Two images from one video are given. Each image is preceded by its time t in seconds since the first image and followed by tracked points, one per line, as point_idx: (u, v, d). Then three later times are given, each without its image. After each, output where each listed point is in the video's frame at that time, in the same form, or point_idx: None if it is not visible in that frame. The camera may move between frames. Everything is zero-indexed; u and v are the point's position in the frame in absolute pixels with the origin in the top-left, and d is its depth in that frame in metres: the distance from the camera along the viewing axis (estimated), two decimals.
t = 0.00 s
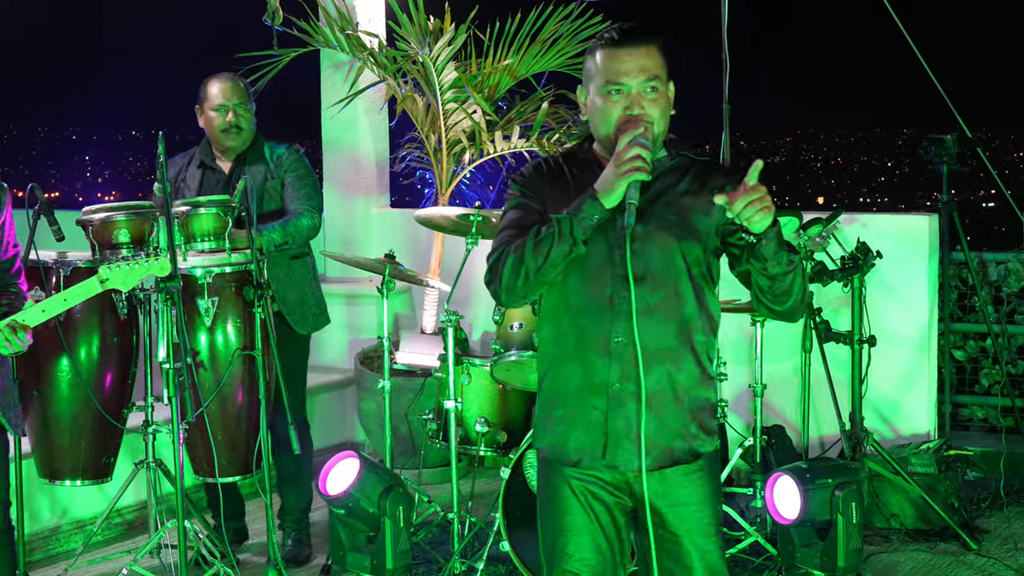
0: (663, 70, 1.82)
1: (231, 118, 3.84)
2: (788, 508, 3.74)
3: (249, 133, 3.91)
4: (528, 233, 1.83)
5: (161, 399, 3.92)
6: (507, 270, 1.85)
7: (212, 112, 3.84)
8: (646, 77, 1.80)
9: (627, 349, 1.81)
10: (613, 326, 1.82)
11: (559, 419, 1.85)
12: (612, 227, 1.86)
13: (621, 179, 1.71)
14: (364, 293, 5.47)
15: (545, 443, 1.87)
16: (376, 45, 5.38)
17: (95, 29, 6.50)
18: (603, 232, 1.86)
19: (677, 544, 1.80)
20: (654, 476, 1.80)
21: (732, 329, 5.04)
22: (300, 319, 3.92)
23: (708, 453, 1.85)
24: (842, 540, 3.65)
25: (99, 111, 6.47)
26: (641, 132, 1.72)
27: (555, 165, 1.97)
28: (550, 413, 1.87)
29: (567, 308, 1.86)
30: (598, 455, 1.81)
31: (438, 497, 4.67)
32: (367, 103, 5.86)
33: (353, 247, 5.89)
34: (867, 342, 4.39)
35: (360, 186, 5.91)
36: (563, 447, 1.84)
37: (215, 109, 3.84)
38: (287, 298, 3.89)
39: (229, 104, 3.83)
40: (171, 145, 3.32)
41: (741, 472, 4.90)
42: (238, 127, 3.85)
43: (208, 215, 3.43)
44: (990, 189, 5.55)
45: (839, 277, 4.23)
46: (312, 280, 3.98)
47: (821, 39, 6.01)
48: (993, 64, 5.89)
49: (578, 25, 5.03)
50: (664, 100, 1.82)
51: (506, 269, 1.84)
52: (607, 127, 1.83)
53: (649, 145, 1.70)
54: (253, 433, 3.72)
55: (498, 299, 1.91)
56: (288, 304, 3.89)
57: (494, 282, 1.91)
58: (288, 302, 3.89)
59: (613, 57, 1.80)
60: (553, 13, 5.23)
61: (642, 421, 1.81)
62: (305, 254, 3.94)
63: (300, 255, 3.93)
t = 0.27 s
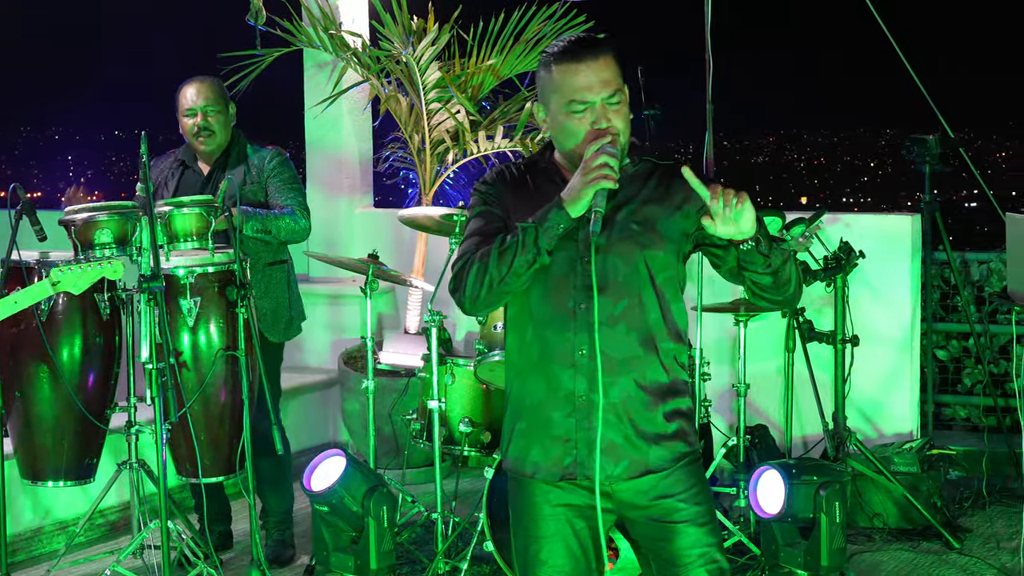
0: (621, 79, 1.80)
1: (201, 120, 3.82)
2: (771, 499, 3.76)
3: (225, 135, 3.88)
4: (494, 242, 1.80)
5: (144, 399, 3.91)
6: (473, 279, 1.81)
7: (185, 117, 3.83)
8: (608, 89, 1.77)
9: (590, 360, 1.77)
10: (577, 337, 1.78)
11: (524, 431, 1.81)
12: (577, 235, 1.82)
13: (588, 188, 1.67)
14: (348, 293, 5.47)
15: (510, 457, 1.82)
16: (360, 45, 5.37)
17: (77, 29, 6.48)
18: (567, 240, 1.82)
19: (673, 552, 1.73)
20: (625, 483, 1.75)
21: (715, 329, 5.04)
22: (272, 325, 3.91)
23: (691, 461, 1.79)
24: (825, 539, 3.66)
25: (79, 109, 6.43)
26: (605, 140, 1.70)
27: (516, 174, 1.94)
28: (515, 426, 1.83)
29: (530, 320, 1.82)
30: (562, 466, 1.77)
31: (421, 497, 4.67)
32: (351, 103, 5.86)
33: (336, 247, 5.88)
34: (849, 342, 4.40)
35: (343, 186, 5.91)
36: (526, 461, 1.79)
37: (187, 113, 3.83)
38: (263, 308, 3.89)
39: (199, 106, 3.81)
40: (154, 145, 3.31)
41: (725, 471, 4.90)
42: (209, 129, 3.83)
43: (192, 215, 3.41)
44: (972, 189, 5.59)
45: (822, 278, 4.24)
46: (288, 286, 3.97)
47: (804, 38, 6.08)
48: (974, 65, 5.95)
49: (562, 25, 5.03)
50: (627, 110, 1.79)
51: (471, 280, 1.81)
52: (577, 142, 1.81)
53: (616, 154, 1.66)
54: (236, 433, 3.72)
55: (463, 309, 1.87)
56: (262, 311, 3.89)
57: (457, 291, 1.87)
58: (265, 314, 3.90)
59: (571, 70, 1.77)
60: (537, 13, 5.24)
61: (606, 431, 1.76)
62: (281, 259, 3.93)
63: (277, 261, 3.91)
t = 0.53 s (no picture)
0: (603, 90, 1.73)
1: (207, 106, 3.85)
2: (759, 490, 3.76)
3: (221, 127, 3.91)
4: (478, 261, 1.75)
5: (126, 400, 3.90)
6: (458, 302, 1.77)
7: (188, 101, 3.84)
8: (586, 103, 1.70)
9: (579, 366, 1.70)
10: (565, 344, 1.70)
11: (514, 443, 1.74)
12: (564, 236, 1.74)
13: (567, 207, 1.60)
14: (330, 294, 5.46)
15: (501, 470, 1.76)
16: (342, 45, 5.37)
17: (63, 30, 6.50)
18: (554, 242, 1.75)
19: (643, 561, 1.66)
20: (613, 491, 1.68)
21: (698, 329, 5.05)
22: (251, 321, 3.90)
23: (682, 469, 1.71)
24: (807, 539, 3.65)
25: (67, 111, 6.45)
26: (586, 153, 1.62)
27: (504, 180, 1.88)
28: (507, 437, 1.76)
29: (519, 329, 1.75)
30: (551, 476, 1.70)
31: (405, 497, 4.66)
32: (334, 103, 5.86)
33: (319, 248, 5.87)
34: (832, 341, 4.40)
35: (325, 187, 5.90)
36: (517, 474, 1.73)
37: (190, 99, 3.84)
38: (244, 305, 3.89)
39: (206, 92, 3.84)
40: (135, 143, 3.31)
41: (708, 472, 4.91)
42: (213, 116, 3.85)
43: (173, 215, 3.40)
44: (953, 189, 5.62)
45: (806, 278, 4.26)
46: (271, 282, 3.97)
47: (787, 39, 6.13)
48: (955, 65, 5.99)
49: (544, 25, 5.04)
50: (608, 122, 1.72)
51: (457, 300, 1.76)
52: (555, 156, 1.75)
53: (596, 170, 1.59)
54: (218, 434, 3.70)
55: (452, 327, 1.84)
56: (241, 306, 3.88)
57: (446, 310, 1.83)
58: (246, 309, 3.89)
59: (549, 86, 1.70)
60: (519, 13, 5.25)
61: (595, 439, 1.69)
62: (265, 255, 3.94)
63: (263, 258, 3.93)
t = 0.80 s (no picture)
0: (623, 96, 1.73)
1: (173, 117, 3.77)
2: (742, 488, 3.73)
3: (194, 136, 3.84)
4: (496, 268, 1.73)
5: (107, 401, 3.89)
6: (476, 309, 1.73)
7: (156, 111, 3.78)
8: (607, 108, 1.71)
9: (604, 371, 1.71)
10: (588, 349, 1.72)
11: (531, 451, 1.75)
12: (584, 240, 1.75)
13: (587, 213, 1.61)
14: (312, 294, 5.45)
15: (517, 476, 1.76)
16: (323, 45, 5.36)
17: (43, 30, 6.47)
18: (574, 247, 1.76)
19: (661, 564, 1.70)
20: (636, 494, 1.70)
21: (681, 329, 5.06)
22: (249, 320, 3.90)
23: (696, 470, 1.75)
24: (790, 538, 3.66)
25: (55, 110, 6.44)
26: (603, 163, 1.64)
27: (513, 186, 1.85)
28: (522, 443, 1.76)
29: (537, 336, 1.75)
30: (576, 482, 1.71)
31: (386, 498, 4.66)
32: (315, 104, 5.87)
33: (301, 248, 5.86)
34: (813, 341, 4.41)
35: (307, 187, 5.89)
36: (536, 480, 1.73)
37: (159, 108, 3.78)
38: (237, 303, 3.88)
39: (173, 103, 3.76)
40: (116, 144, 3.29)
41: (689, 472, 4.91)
42: (179, 128, 3.78)
43: (154, 215, 3.38)
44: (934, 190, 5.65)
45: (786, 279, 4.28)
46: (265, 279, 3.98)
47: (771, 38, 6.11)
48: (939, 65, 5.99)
49: (526, 26, 5.04)
50: (626, 129, 1.73)
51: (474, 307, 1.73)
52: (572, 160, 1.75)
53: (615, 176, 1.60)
54: (199, 435, 3.69)
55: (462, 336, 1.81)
56: (237, 306, 3.87)
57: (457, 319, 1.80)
58: (242, 308, 3.89)
59: (571, 88, 1.71)
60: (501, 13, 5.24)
61: (620, 442, 1.71)
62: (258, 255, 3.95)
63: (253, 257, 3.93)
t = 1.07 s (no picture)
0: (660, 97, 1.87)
1: (134, 106, 3.78)
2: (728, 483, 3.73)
3: (162, 129, 3.84)
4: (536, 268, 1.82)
5: (90, 402, 3.87)
6: (516, 309, 1.80)
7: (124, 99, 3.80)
8: (650, 111, 1.85)
9: (637, 377, 1.88)
10: (624, 355, 1.88)
11: (559, 453, 1.89)
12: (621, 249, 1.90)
13: (631, 214, 1.75)
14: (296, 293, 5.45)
15: (544, 479, 1.89)
16: (307, 45, 5.35)
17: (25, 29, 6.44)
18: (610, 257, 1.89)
19: (677, 558, 1.87)
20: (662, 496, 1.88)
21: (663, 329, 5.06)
22: (219, 322, 3.88)
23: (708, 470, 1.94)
24: (776, 538, 3.65)
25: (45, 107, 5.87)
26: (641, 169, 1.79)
27: (536, 187, 1.96)
28: (548, 444, 1.90)
29: (570, 341, 1.89)
30: (609, 485, 1.87)
31: (370, 497, 4.66)
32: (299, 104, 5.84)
33: (285, 248, 5.85)
34: (797, 340, 4.41)
35: (291, 187, 5.88)
36: (566, 481, 1.87)
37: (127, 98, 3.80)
38: (213, 306, 3.86)
39: (142, 93, 3.78)
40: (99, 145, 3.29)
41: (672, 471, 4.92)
42: (142, 117, 3.79)
43: (136, 214, 3.42)
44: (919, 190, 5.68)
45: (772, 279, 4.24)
46: (241, 279, 3.96)
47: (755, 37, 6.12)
48: (923, 66, 5.96)
49: (510, 26, 5.04)
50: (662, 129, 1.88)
51: (514, 308, 1.80)
52: (607, 157, 1.88)
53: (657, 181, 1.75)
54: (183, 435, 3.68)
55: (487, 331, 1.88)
56: (210, 307, 3.85)
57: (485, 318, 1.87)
58: (214, 310, 3.86)
59: (616, 89, 1.84)
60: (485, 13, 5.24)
61: (652, 447, 1.88)
62: (233, 255, 3.91)
63: (227, 257, 3.89)
